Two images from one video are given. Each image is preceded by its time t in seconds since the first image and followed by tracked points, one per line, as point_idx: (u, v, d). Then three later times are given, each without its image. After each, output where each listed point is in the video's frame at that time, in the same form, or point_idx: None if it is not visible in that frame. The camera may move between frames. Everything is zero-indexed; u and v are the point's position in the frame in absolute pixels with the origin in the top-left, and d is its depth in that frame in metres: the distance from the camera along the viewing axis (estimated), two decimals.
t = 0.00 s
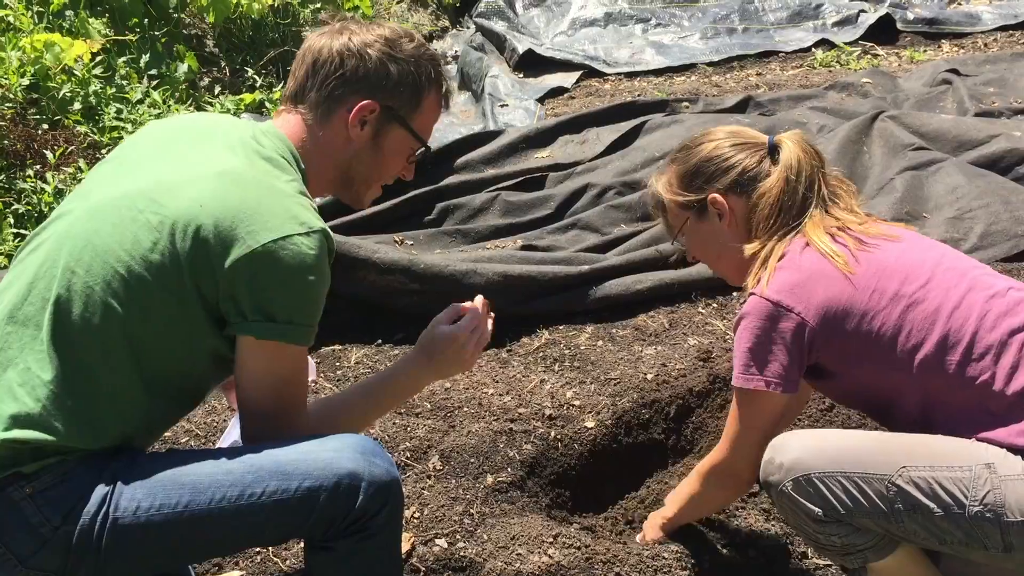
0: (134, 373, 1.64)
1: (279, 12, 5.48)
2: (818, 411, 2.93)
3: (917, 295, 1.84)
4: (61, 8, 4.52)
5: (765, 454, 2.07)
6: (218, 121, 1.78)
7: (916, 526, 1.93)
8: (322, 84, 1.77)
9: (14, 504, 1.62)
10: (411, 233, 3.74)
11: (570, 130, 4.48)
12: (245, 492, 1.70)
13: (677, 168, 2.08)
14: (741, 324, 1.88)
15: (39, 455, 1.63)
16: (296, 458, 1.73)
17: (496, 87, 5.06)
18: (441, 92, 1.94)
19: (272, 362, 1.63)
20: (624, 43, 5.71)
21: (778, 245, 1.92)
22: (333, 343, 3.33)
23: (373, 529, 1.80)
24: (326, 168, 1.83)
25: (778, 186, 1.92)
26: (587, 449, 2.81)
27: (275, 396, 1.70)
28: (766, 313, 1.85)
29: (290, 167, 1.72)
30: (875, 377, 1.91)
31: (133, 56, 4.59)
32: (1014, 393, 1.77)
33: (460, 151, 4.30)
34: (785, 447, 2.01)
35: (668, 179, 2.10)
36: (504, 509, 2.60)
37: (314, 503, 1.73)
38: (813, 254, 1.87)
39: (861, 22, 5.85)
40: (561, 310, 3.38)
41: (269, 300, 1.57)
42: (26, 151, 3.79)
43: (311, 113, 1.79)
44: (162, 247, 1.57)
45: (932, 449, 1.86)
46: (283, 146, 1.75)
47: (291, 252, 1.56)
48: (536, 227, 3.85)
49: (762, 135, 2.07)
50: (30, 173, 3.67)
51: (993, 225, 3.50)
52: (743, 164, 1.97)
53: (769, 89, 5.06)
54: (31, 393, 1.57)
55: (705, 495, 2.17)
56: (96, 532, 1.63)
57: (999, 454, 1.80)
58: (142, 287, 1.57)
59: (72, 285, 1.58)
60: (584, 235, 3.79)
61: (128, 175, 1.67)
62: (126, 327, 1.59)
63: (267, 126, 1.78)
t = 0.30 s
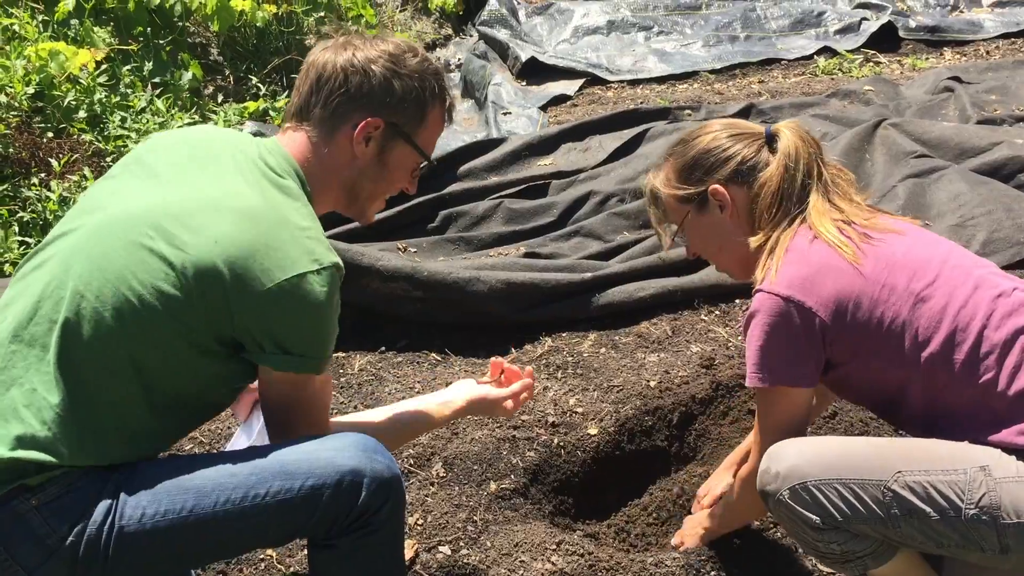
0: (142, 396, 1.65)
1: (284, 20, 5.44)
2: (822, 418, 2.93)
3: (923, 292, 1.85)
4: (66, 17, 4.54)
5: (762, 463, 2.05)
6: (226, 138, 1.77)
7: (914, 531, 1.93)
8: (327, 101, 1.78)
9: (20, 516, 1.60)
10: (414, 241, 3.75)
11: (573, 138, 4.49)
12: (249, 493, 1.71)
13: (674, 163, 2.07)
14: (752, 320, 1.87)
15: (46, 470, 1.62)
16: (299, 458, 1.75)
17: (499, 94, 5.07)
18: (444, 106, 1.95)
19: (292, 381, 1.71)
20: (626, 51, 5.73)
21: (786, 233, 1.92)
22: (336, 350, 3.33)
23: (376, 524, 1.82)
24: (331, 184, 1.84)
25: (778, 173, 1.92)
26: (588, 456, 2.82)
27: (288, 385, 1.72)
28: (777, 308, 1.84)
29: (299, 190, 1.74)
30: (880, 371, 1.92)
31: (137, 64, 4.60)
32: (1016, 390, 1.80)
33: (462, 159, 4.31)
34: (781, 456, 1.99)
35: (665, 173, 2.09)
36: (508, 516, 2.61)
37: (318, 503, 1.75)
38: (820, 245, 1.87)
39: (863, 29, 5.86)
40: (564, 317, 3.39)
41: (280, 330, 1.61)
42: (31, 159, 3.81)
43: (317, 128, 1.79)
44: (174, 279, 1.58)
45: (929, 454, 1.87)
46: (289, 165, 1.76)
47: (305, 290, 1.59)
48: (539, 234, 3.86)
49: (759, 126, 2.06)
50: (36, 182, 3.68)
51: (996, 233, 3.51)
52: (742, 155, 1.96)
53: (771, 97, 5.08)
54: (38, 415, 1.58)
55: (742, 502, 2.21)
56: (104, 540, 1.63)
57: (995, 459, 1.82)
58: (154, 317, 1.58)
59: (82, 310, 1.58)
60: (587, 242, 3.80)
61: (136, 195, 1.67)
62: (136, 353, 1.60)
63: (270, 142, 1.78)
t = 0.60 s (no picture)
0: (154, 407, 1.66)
1: (286, 26, 5.44)
2: (823, 425, 2.95)
3: (914, 299, 1.88)
4: (69, 23, 4.55)
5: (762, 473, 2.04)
6: (239, 150, 1.77)
7: (916, 537, 1.93)
8: (344, 122, 1.79)
9: (32, 521, 1.60)
10: (416, 247, 3.75)
11: (574, 145, 4.50)
12: (260, 496, 1.72)
13: (668, 183, 2.06)
14: (751, 330, 1.86)
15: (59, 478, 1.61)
16: (308, 460, 1.76)
17: (501, 101, 5.08)
18: (464, 126, 1.94)
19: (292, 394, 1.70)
20: (627, 58, 5.74)
21: (775, 253, 1.92)
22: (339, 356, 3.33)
23: (386, 525, 1.83)
24: (346, 204, 1.85)
25: (768, 198, 1.91)
26: (591, 463, 2.81)
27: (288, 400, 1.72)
28: (776, 316, 1.83)
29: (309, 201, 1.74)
30: (874, 384, 1.93)
31: (138, 70, 4.61)
32: (1006, 392, 1.82)
33: (464, 166, 4.32)
34: (782, 464, 1.97)
35: (660, 194, 2.08)
36: (510, 523, 2.61)
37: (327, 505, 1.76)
38: (812, 253, 1.89)
39: (864, 36, 5.87)
40: (567, 324, 3.39)
41: (290, 345, 1.62)
42: (33, 165, 3.83)
43: (334, 148, 1.80)
44: (185, 293, 1.57)
45: (930, 460, 1.87)
46: (305, 181, 1.76)
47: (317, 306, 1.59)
48: (541, 241, 3.87)
49: (751, 146, 2.05)
50: (38, 188, 3.69)
51: (997, 239, 3.51)
52: (733, 177, 1.95)
53: (772, 103, 5.09)
54: (50, 427, 1.59)
55: (748, 515, 2.21)
56: (116, 543, 1.64)
57: (998, 464, 1.82)
58: (165, 331, 1.59)
59: (95, 324, 1.58)
60: (589, 249, 3.81)
61: (148, 207, 1.67)
62: (147, 366, 1.61)
63: (288, 158, 1.78)
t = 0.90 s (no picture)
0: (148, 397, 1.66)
1: (286, 30, 5.45)
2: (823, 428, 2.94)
3: (894, 328, 1.87)
4: (69, 27, 4.56)
5: (768, 471, 2.08)
6: (222, 133, 1.76)
7: (918, 541, 1.94)
8: (334, 98, 1.79)
9: (34, 515, 1.62)
10: (416, 250, 3.75)
11: (574, 148, 4.50)
12: (263, 498, 1.72)
13: (673, 201, 2.08)
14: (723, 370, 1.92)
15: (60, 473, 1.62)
16: (314, 461, 1.77)
17: (501, 105, 5.09)
18: (456, 99, 1.94)
19: (283, 384, 1.69)
20: (627, 61, 5.74)
21: (761, 286, 1.96)
22: (339, 360, 3.34)
23: (390, 530, 1.82)
24: (339, 181, 1.86)
25: (769, 222, 1.93)
26: (591, 467, 2.81)
27: (282, 396, 1.72)
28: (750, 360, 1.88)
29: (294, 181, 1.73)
30: (861, 411, 1.93)
31: (138, 74, 4.62)
32: (991, 411, 1.81)
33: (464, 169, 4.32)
34: (787, 463, 2.02)
35: (665, 210, 2.11)
36: (510, 526, 2.61)
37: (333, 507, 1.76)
38: (788, 297, 1.90)
39: (863, 40, 5.87)
40: (567, 327, 3.40)
41: (275, 325, 1.60)
42: (33, 168, 3.83)
43: (324, 125, 1.81)
44: (166, 276, 1.57)
45: (933, 464, 1.87)
46: (293, 161, 1.77)
47: (298, 280, 1.57)
48: (541, 244, 3.87)
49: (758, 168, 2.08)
50: (38, 192, 3.69)
51: (996, 244, 3.51)
52: (738, 198, 1.98)
53: (772, 107, 5.09)
54: (44, 422, 1.59)
55: (686, 517, 2.19)
56: (119, 540, 1.64)
57: (1000, 470, 1.82)
58: (149, 316, 1.58)
59: (81, 317, 1.59)
60: (589, 252, 3.81)
61: (130, 197, 1.67)
62: (134, 355, 1.60)
63: (275, 138, 1.79)
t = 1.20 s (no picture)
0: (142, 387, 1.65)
1: (285, 29, 5.45)
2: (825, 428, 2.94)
3: (903, 320, 1.88)
4: (68, 25, 4.55)
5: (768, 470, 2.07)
6: (206, 117, 1.76)
7: (919, 543, 1.94)
8: (315, 71, 1.79)
9: (39, 507, 1.62)
10: (417, 249, 3.75)
11: (574, 147, 4.50)
12: (267, 493, 1.72)
13: (681, 190, 2.07)
14: (732, 353, 1.92)
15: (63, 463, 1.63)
16: (315, 460, 1.76)
17: (500, 104, 5.08)
18: (443, 69, 1.92)
19: (276, 361, 1.67)
20: (626, 60, 5.74)
21: (772, 270, 1.95)
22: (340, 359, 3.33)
23: (394, 523, 1.81)
24: (328, 155, 1.85)
25: (784, 206, 1.94)
26: (592, 466, 2.81)
27: (279, 391, 1.73)
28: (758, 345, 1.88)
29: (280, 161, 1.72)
30: (868, 401, 1.94)
31: (138, 72, 4.61)
32: (998, 408, 1.82)
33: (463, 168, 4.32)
34: (787, 465, 2.02)
35: (673, 200, 2.09)
36: (511, 526, 2.61)
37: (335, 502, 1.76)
38: (797, 281, 1.91)
39: (862, 40, 5.87)
40: (568, 327, 3.40)
41: (259, 301, 1.58)
42: (32, 167, 3.82)
43: (306, 101, 1.81)
44: (150, 258, 1.57)
45: (933, 466, 1.88)
46: (281, 142, 1.77)
47: (278, 253, 1.55)
48: (541, 243, 3.87)
49: (764, 156, 2.08)
50: (37, 191, 3.69)
51: (997, 243, 3.51)
52: (746, 185, 1.99)
53: (771, 107, 5.09)
54: (40, 414, 1.60)
55: (710, 504, 2.22)
56: (124, 533, 1.64)
57: (1000, 471, 1.82)
58: (135, 301, 1.58)
59: (70, 306, 1.60)
60: (588, 251, 3.81)
61: (117, 185, 1.68)
62: (122, 341, 1.60)
63: (264, 121, 1.79)
